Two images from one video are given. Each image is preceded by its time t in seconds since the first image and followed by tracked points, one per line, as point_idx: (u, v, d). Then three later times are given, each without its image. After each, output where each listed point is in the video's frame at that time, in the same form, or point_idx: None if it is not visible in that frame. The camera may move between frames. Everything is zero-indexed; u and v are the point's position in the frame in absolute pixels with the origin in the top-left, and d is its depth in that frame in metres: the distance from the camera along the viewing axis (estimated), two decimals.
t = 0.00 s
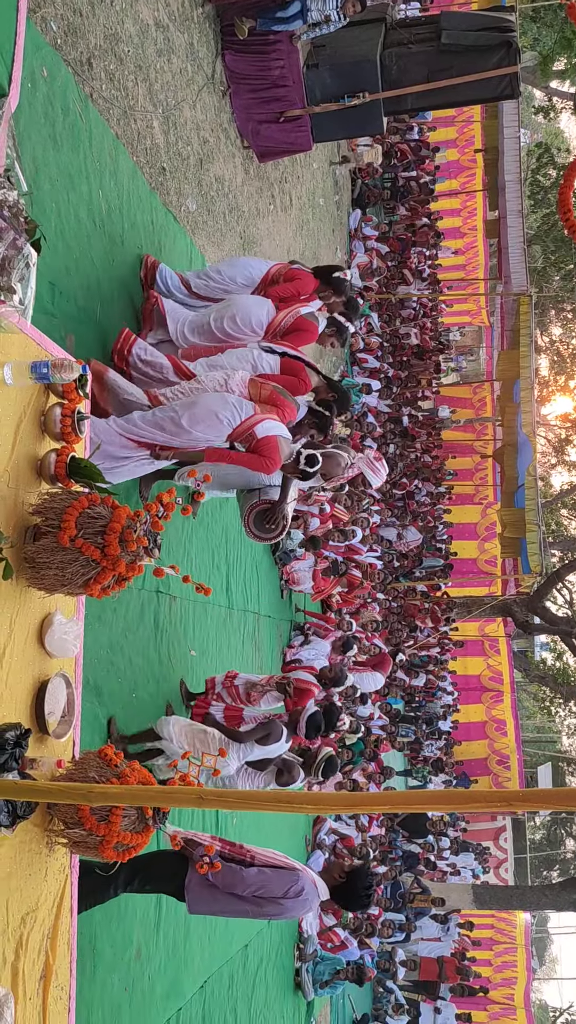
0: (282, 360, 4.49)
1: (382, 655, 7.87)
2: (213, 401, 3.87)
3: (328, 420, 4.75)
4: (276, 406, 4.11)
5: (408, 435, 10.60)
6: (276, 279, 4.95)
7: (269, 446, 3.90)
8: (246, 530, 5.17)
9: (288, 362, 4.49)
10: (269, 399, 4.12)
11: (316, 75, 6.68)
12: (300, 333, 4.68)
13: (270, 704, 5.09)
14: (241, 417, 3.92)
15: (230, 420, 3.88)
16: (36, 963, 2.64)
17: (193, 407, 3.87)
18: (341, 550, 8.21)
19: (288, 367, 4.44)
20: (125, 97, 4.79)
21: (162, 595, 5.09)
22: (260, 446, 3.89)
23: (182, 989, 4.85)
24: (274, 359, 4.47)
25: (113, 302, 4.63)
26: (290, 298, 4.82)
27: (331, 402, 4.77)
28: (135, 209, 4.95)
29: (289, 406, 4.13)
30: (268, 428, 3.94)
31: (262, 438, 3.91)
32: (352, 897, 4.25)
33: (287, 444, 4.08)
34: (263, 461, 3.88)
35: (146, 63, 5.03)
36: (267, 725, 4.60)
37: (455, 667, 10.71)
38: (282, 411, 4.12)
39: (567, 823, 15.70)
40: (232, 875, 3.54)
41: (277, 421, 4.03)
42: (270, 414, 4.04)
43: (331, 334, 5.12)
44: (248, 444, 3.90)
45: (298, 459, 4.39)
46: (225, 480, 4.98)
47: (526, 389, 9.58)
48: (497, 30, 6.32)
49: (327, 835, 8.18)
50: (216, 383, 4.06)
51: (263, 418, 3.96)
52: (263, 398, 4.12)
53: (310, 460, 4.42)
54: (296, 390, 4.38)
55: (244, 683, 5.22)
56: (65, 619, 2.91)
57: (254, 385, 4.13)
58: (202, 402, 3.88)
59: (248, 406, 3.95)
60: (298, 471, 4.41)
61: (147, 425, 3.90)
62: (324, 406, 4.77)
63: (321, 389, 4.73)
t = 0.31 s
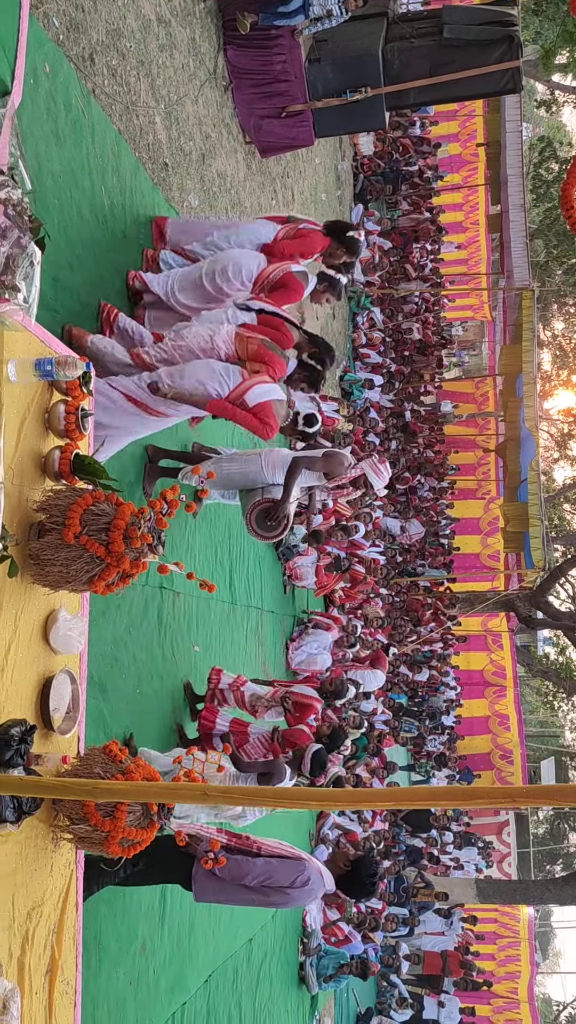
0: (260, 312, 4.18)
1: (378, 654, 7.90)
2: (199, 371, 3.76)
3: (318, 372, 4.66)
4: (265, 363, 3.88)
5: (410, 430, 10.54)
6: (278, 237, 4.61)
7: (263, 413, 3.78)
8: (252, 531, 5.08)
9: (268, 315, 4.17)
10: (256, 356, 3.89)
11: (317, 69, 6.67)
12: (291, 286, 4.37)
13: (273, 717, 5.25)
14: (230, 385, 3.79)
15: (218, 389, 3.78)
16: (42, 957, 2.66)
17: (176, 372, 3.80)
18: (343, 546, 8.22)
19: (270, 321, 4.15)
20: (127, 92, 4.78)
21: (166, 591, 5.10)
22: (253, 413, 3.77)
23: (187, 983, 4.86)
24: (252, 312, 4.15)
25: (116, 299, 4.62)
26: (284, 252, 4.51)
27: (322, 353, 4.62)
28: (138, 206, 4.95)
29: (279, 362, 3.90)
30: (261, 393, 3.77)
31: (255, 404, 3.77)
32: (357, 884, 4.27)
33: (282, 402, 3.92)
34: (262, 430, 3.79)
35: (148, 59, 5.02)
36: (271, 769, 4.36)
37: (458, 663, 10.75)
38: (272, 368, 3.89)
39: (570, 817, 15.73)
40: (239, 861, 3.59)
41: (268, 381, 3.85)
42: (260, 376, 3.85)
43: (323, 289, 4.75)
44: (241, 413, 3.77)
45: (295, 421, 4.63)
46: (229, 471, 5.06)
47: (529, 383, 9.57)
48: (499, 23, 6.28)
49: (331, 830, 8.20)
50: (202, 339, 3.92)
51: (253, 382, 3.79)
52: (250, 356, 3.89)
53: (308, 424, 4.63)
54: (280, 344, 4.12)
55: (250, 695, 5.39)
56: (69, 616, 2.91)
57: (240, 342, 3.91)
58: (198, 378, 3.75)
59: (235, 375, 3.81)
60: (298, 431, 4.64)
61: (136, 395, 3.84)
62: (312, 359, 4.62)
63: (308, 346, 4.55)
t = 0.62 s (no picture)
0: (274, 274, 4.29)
1: (374, 649, 7.85)
2: (198, 318, 3.79)
3: (325, 325, 4.50)
4: (267, 313, 3.92)
5: (413, 428, 10.68)
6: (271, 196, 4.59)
7: (264, 358, 3.80)
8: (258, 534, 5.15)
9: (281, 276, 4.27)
10: (259, 306, 3.94)
11: (321, 66, 6.64)
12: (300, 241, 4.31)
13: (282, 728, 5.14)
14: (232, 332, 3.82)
15: (220, 335, 3.80)
16: (48, 953, 2.67)
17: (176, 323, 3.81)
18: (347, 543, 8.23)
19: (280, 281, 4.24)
20: (130, 90, 4.78)
21: (170, 589, 5.11)
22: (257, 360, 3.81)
23: (191, 978, 4.89)
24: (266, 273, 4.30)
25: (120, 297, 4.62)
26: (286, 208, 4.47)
27: (330, 309, 4.50)
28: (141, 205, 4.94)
29: (281, 312, 3.95)
30: (262, 337, 3.81)
31: (257, 349, 3.79)
32: (362, 878, 4.28)
33: (285, 351, 3.94)
34: (263, 373, 3.82)
35: (151, 56, 5.02)
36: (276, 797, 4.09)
37: (461, 658, 10.70)
38: (274, 318, 3.94)
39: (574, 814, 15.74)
40: (243, 857, 3.60)
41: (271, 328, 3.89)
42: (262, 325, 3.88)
43: (331, 244, 4.77)
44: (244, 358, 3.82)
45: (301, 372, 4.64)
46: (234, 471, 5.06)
47: (532, 379, 9.57)
48: (503, 19, 6.25)
49: (335, 826, 8.23)
50: (206, 292, 3.97)
51: (255, 327, 3.83)
52: (254, 307, 3.94)
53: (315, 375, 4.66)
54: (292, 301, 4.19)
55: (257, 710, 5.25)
56: (74, 613, 2.93)
57: (245, 295, 3.96)
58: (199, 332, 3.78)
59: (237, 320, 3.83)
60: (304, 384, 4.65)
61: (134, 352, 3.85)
62: (319, 311, 4.47)
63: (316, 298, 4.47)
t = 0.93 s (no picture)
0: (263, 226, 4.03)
1: (375, 649, 7.80)
2: (187, 258, 3.55)
3: (319, 279, 4.50)
4: (257, 261, 3.74)
5: (413, 429, 10.53)
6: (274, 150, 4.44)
7: (247, 307, 3.58)
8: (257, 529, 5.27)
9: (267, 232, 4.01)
10: (251, 255, 3.74)
11: (322, 66, 6.64)
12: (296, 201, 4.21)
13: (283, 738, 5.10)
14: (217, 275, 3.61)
15: (205, 276, 3.57)
16: (50, 953, 2.68)
17: (163, 260, 3.55)
18: (347, 543, 8.25)
19: (270, 237, 3.97)
20: (131, 91, 4.79)
21: (171, 589, 5.11)
22: (241, 307, 3.59)
23: (193, 979, 4.89)
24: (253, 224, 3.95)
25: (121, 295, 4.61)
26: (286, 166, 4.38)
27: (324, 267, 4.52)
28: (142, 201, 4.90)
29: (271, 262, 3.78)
30: (249, 283, 3.59)
31: (242, 296, 3.58)
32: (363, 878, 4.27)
33: (271, 301, 3.73)
34: (246, 322, 3.61)
35: (152, 57, 5.02)
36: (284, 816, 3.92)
37: (462, 659, 10.69)
38: (265, 266, 3.77)
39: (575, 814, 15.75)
40: (241, 858, 3.57)
41: (259, 276, 3.69)
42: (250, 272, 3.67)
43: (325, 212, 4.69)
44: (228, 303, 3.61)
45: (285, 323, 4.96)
46: (234, 473, 5.06)
47: (533, 380, 9.56)
48: (505, 19, 6.25)
49: (336, 826, 8.23)
50: (198, 238, 3.72)
51: (243, 272, 3.62)
52: (244, 254, 3.74)
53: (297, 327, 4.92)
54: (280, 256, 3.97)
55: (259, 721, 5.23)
56: (75, 614, 2.93)
57: (236, 243, 3.74)
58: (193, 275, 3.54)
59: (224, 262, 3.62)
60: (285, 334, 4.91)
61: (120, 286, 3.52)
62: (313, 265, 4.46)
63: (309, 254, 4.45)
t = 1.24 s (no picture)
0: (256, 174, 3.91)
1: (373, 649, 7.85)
2: (167, 197, 3.31)
3: (304, 227, 4.11)
4: (241, 205, 3.53)
5: (413, 429, 10.66)
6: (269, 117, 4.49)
7: (226, 251, 3.29)
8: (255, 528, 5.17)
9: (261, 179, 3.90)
10: (234, 199, 3.54)
11: (320, 68, 6.62)
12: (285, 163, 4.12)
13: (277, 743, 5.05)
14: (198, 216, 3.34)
15: (185, 217, 3.31)
16: (47, 953, 2.69)
17: (142, 200, 3.34)
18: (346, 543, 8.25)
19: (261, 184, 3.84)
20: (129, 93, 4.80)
21: (169, 591, 5.11)
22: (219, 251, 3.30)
23: (191, 979, 4.89)
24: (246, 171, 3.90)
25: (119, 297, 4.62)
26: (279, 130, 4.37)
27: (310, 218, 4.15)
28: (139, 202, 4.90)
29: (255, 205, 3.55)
30: (229, 229, 3.31)
31: (221, 238, 3.30)
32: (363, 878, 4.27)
33: (252, 251, 3.44)
34: (222, 267, 3.28)
35: (150, 59, 5.03)
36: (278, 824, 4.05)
37: (462, 659, 10.68)
38: (247, 210, 3.55)
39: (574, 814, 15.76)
40: (239, 861, 3.56)
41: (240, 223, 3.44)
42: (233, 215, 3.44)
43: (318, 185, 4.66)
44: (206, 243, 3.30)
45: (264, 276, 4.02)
46: (231, 471, 5.04)
47: (532, 380, 9.56)
48: (502, 21, 6.26)
49: (334, 827, 8.22)
50: (180, 180, 3.55)
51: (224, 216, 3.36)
52: (227, 198, 3.54)
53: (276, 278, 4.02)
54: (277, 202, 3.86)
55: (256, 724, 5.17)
56: (73, 614, 2.93)
57: (219, 186, 3.55)
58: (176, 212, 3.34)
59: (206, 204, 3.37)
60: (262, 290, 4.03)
61: (97, 218, 3.36)
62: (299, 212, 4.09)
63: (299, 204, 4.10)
